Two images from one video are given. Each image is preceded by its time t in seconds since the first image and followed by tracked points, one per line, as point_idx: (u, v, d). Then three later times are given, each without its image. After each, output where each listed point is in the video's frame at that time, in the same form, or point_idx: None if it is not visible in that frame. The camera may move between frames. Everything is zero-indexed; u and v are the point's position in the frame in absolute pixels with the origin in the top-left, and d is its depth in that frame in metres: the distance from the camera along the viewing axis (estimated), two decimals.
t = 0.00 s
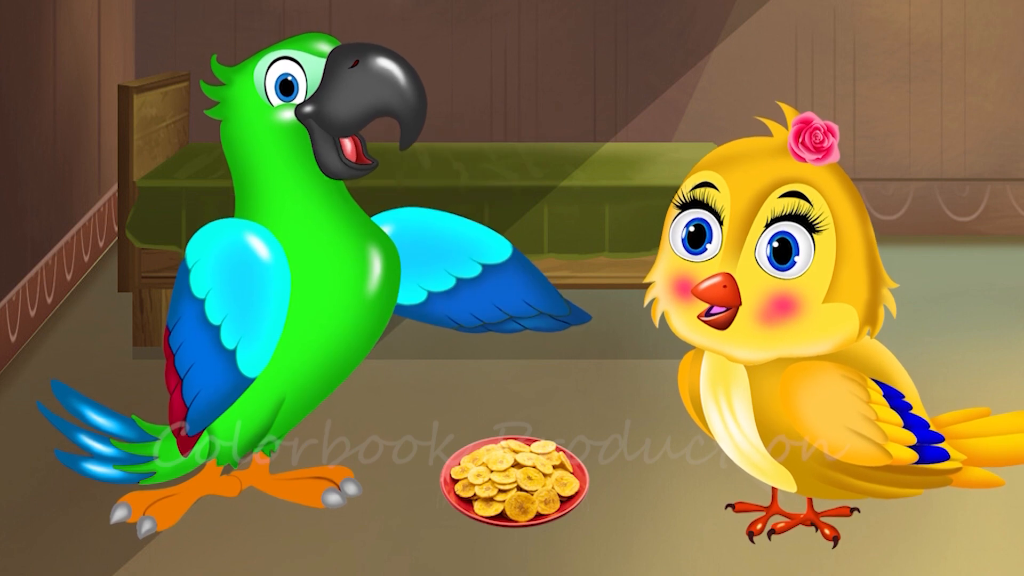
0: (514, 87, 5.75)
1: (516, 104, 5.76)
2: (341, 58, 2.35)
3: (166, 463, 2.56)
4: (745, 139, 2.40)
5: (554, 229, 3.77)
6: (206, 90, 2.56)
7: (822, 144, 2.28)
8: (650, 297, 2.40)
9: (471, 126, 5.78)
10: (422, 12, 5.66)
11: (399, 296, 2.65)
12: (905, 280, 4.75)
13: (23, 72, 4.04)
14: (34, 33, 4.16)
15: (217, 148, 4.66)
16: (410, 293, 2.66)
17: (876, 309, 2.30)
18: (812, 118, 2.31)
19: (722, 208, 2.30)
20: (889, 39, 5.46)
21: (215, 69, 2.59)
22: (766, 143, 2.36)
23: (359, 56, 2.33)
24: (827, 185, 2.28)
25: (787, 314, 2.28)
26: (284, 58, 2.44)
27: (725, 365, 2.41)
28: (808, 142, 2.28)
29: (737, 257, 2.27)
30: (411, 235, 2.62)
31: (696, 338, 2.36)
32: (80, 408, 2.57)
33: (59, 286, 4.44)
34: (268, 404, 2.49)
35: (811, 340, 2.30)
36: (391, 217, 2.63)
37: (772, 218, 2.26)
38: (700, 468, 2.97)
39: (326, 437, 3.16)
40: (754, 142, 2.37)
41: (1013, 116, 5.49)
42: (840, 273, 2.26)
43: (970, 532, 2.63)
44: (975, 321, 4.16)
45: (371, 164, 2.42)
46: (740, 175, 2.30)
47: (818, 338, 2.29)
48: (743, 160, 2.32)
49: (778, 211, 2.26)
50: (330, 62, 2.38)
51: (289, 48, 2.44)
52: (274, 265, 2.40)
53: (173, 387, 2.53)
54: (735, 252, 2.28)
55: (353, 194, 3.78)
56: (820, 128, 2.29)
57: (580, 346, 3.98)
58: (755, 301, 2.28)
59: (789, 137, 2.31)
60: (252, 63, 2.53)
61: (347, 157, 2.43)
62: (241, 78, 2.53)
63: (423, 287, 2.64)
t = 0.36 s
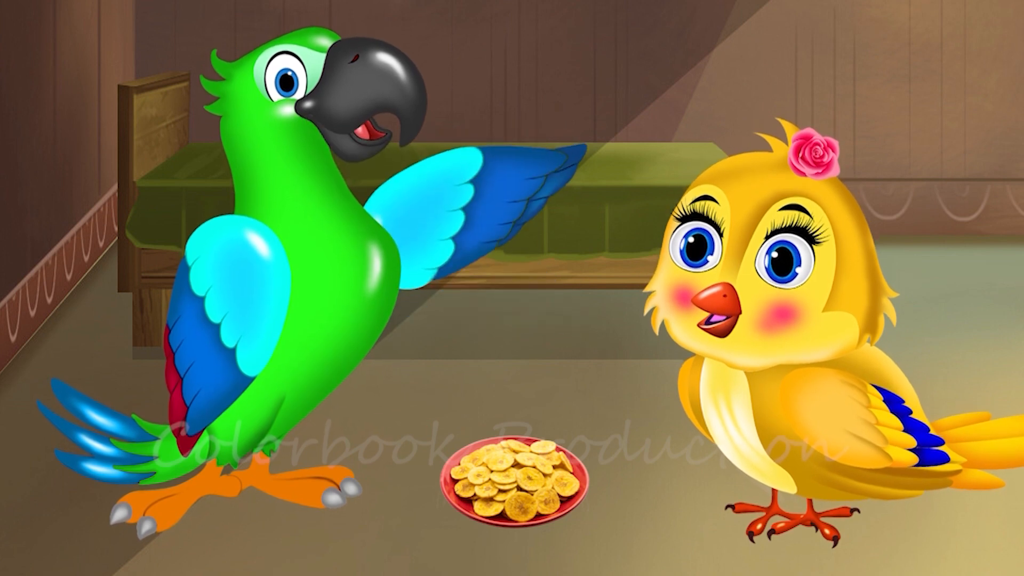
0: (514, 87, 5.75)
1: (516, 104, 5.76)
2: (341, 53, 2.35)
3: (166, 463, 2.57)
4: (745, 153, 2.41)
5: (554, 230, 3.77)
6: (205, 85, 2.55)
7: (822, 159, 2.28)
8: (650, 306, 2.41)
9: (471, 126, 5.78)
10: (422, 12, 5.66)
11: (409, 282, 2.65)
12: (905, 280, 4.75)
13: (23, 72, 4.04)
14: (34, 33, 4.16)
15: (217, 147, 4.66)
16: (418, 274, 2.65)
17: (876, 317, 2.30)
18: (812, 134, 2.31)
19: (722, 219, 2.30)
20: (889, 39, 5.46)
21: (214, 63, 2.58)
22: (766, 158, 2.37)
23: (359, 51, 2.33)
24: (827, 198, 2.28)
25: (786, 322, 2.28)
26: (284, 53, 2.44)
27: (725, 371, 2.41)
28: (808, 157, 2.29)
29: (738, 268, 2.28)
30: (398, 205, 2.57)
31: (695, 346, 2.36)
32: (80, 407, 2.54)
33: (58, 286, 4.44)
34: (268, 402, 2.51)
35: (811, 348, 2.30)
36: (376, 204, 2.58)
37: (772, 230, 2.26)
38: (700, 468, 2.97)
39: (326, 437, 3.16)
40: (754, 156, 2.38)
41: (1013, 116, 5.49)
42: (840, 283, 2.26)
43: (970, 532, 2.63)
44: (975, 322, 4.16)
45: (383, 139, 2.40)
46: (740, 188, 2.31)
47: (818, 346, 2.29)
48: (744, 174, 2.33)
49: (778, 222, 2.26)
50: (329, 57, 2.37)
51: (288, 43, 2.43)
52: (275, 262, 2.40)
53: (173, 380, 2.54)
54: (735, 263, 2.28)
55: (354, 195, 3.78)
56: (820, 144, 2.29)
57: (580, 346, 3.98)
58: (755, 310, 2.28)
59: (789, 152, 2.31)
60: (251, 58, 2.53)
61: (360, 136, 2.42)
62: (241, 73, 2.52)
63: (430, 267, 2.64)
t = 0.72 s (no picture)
0: (514, 87, 5.75)
1: (516, 104, 5.76)
2: (341, 41, 2.35)
3: (166, 463, 2.57)
4: (743, 149, 2.40)
5: (554, 229, 3.77)
6: (206, 74, 2.54)
7: (822, 154, 2.28)
8: (650, 303, 2.40)
9: (471, 126, 5.78)
10: (422, 12, 5.66)
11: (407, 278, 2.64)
12: (905, 279, 4.75)
13: (23, 72, 4.04)
14: (34, 33, 4.16)
15: (217, 147, 4.66)
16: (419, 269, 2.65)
17: (876, 314, 2.30)
18: (812, 129, 2.30)
19: (722, 216, 2.30)
20: (889, 39, 5.46)
21: (214, 53, 2.58)
22: (766, 154, 2.37)
23: (359, 39, 2.33)
24: (826, 193, 2.28)
25: (786, 320, 2.28)
26: (284, 42, 2.42)
27: (724, 369, 2.41)
28: (808, 153, 2.28)
29: (737, 265, 2.28)
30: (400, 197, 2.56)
31: (695, 343, 2.36)
32: (80, 405, 2.54)
33: (58, 286, 4.44)
34: (268, 400, 2.51)
35: (811, 345, 2.30)
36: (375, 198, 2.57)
37: (771, 227, 2.26)
38: (700, 468, 2.97)
39: (326, 437, 3.16)
40: (754, 151, 2.38)
41: (1013, 116, 5.49)
42: (839, 281, 2.26)
43: (970, 532, 2.63)
44: (975, 322, 4.16)
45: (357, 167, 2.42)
46: (739, 184, 2.31)
47: (818, 343, 2.29)
48: (745, 171, 2.33)
49: (778, 219, 2.25)
50: (330, 45, 2.37)
51: (289, 31, 2.42)
52: (274, 256, 2.39)
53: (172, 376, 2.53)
54: (735, 260, 2.28)
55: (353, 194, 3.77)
56: (820, 139, 2.28)
57: (580, 346, 3.98)
58: (754, 308, 2.28)
59: (789, 148, 2.31)
60: (251, 47, 2.52)
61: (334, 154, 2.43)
62: (241, 62, 2.51)
63: (430, 263, 2.63)
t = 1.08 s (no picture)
0: (514, 87, 5.75)
1: (516, 104, 5.76)
2: (341, 58, 2.35)
3: (166, 463, 2.56)
4: (743, 139, 2.40)
5: (554, 229, 3.77)
6: (206, 90, 2.55)
7: (822, 144, 2.29)
8: (650, 297, 2.40)
9: (470, 126, 5.78)
10: (422, 12, 5.66)
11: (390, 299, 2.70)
12: (905, 279, 4.75)
13: (23, 72, 4.04)
14: (34, 33, 4.16)
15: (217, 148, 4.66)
16: (402, 298, 2.71)
17: (876, 308, 2.30)
18: (812, 118, 2.31)
19: (722, 208, 2.30)
20: (889, 39, 5.46)
21: (215, 69, 2.58)
22: (766, 143, 2.36)
23: (359, 56, 2.33)
24: (827, 184, 2.28)
25: (786, 314, 2.28)
26: (284, 58, 2.44)
27: (724, 365, 2.41)
28: (808, 142, 2.29)
29: (737, 257, 2.28)
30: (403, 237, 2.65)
31: (696, 339, 2.36)
32: (80, 408, 2.55)
33: (58, 286, 4.44)
34: (268, 403, 2.50)
35: (811, 340, 2.30)
36: (389, 219, 2.67)
37: (772, 218, 2.26)
38: (700, 468, 2.97)
39: (326, 437, 3.16)
40: (754, 142, 2.37)
41: (1013, 116, 5.49)
42: (839, 273, 2.26)
43: (971, 532, 2.63)
44: (975, 322, 4.16)
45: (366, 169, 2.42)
46: (739, 175, 2.30)
47: (819, 338, 2.29)
48: (744, 161, 2.32)
49: (777, 211, 2.25)
50: (330, 62, 2.38)
51: (289, 48, 2.43)
52: (275, 264, 2.40)
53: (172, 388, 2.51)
54: (735, 252, 2.28)
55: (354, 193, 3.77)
56: (820, 129, 2.29)
57: (580, 346, 3.98)
58: (754, 302, 2.29)
59: (789, 137, 2.31)
60: (251, 64, 2.53)
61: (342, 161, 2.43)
62: (241, 78, 2.52)
63: (413, 295, 2.69)
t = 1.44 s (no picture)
0: (514, 87, 5.75)
1: (516, 104, 5.76)
2: (341, 52, 2.35)
3: (166, 463, 2.57)
4: (743, 154, 2.40)
5: (554, 230, 3.78)
6: (205, 84, 2.55)
7: (822, 159, 2.28)
8: (650, 306, 2.40)
9: (470, 126, 5.78)
10: (422, 12, 5.66)
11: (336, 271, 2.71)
12: (905, 280, 4.75)
13: (23, 72, 4.04)
14: (34, 33, 4.16)
15: (217, 148, 4.66)
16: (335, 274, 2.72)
17: (876, 317, 2.30)
18: (812, 134, 2.31)
19: (722, 220, 2.30)
20: (889, 39, 5.46)
21: (214, 63, 2.58)
22: (766, 158, 2.37)
23: (359, 50, 2.33)
24: (827, 198, 2.28)
25: (786, 323, 2.28)
26: (284, 52, 2.44)
27: (724, 371, 2.41)
28: (807, 157, 2.28)
29: (737, 268, 2.28)
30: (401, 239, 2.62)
31: (696, 347, 2.36)
32: (80, 407, 2.53)
33: (58, 286, 4.44)
34: (268, 402, 2.50)
35: (811, 348, 2.30)
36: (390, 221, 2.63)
37: (772, 230, 2.26)
38: (700, 468, 2.97)
39: (326, 437, 3.16)
40: (754, 157, 2.38)
41: (1013, 116, 5.49)
42: (840, 284, 2.26)
43: (971, 532, 2.63)
44: (975, 322, 4.16)
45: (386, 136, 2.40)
46: (739, 188, 2.31)
47: (819, 346, 2.29)
48: (743, 175, 2.33)
49: (778, 223, 2.26)
50: (329, 55, 2.38)
51: (289, 41, 2.44)
52: (274, 261, 2.40)
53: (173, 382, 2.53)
54: (736, 263, 2.28)
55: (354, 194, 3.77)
56: (820, 144, 2.29)
57: (580, 346, 3.98)
58: (755, 310, 2.28)
59: (789, 153, 2.31)
60: (252, 57, 2.53)
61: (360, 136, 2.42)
62: (241, 72, 2.52)
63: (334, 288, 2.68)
